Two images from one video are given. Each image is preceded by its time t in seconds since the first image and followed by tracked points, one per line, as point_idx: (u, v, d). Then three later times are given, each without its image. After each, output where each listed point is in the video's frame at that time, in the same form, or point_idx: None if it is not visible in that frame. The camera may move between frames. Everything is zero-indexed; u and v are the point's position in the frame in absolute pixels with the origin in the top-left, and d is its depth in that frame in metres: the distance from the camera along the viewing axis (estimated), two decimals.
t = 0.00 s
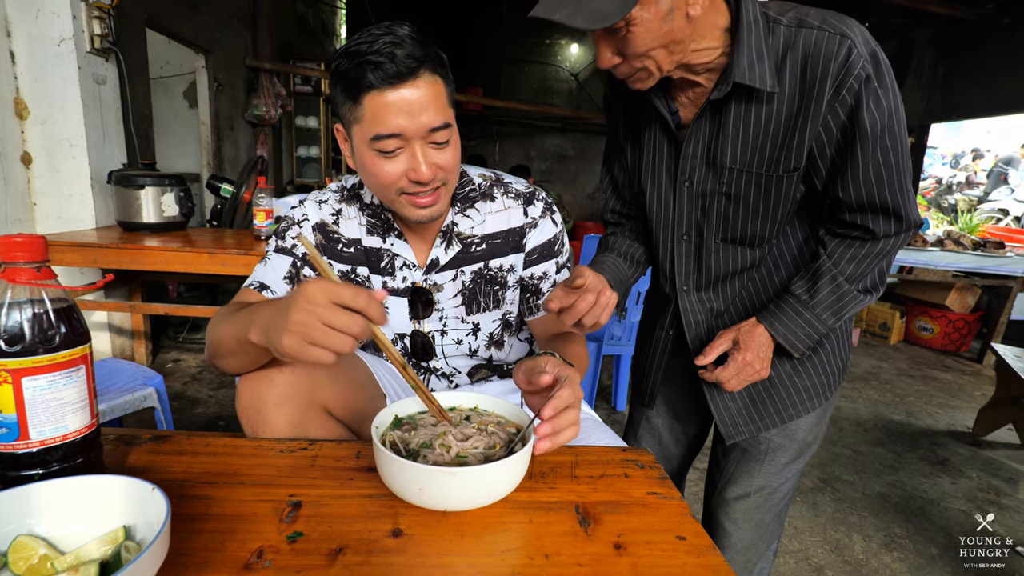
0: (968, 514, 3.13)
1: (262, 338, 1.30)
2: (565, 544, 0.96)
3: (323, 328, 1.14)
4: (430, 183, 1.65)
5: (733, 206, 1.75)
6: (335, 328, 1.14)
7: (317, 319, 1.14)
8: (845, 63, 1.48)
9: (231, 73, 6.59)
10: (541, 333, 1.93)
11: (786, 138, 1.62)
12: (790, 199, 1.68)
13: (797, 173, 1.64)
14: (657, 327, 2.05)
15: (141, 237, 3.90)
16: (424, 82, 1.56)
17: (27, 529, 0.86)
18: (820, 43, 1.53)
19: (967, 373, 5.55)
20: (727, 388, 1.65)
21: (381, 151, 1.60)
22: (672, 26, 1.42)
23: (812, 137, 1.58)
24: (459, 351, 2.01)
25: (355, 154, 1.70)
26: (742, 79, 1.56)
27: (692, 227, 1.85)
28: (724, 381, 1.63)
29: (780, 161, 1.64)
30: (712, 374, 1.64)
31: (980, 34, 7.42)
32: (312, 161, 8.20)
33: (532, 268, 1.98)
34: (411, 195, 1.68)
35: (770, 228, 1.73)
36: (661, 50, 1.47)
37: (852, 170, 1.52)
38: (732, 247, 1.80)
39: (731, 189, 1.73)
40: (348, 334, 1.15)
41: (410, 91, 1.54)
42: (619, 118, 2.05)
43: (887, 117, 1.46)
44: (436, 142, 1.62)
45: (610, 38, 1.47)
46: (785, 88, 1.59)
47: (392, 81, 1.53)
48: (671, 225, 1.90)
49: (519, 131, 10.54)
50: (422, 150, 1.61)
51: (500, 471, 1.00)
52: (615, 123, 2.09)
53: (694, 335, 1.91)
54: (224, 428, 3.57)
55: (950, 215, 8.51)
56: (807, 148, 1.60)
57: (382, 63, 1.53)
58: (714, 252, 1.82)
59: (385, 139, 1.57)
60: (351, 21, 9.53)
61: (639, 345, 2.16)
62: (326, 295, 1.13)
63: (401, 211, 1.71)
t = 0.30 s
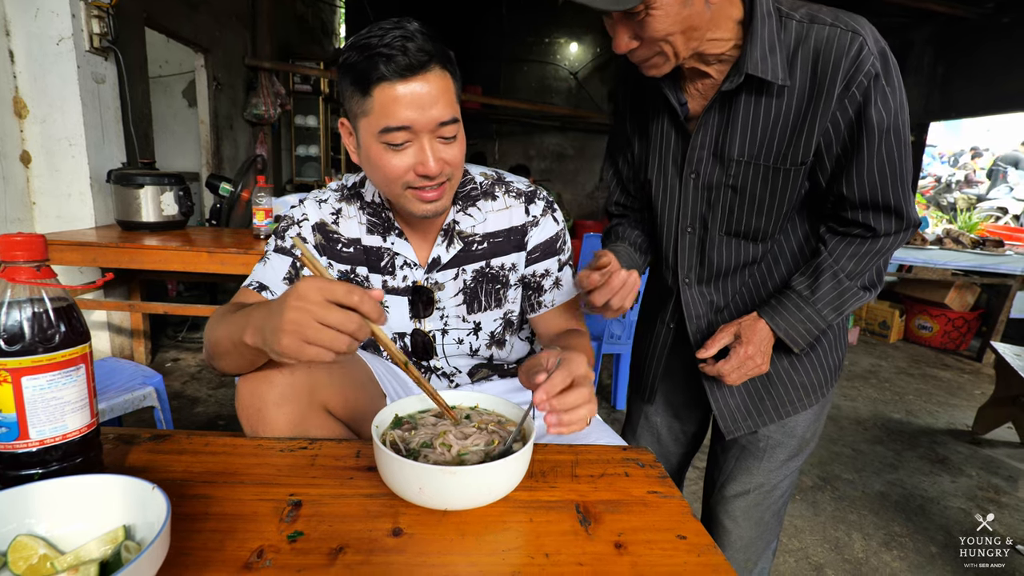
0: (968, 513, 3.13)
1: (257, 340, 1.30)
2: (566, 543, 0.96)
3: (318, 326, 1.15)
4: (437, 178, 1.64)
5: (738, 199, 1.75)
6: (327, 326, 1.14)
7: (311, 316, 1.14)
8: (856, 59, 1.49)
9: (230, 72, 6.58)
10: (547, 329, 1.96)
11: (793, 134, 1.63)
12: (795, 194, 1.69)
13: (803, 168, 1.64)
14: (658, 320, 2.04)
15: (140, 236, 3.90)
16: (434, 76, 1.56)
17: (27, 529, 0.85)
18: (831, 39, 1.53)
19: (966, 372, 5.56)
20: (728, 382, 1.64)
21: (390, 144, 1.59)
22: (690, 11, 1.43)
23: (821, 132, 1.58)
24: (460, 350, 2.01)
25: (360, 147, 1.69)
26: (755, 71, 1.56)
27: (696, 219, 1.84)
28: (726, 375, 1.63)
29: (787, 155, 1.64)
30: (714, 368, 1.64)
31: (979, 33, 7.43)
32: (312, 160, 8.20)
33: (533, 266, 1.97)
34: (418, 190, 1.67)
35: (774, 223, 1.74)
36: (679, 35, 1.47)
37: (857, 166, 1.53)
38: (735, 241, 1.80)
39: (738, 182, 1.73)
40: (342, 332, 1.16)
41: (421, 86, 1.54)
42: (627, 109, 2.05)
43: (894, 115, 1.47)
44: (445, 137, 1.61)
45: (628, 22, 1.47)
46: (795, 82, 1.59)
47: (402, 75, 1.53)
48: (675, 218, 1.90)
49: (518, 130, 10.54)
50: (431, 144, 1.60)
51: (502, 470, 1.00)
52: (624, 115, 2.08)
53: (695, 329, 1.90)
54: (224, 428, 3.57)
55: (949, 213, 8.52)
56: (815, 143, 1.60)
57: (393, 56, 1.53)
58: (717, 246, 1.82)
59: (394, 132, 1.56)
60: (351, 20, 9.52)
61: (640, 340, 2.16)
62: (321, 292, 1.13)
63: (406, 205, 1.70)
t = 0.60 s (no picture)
0: (968, 513, 3.14)
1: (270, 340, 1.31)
2: (565, 543, 0.97)
3: (339, 333, 1.16)
4: (437, 172, 1.65)
5: (742, 198, 1.75)
6: (350, 335, 1.16)
7: (336, 321, 1.15)
8: (861, 63, 1.50)
9: (231, 73, 6.59)
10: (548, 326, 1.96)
11: (798, 135, 1.63)
12: (797, 195, 1.69)
13: (808, 168, 1.65)
14: (659, 317, 2.04)
15: (140, 237, 3.90)
16: (434, 71, 1.57)
17: (28, 528, 0.86)
18: (838, 43, 1.54)
19: (966, 373, 5.56)
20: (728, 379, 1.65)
21: (390, 138, 1.60)
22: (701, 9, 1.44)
23: (825, 134, 1.59)
24: (460, 348, 2.01)
25: (360, 143, 1.69)
26: (762, 72, 1.57)
27: (700, 217, 1.84)
28: (726, 372, 1.63)
29: (792, 154, 1.65)
30: (715, 364, 1.64)
31: (977, 34, 7.46)
32: (312, 161, 8.21)
33: (533, 262, 1.97)
34: (418, 184, 1.66)
35: (777, 223, 1.74)
36: (692, 32, 1.48)
37: (859, 169, 1.54)
38: (738, 240, 1.80)
39: (743, 180, 1.73)
40: (363, 342, 1.17)
41: (420, 79, 1.54)
42: (634, 108, 2.05)
43: (896, 119, 1.49)
44: (445, 131, 1.62)
45: (641, 20, 1.48)
46: (801, 83, 1.59)
47: (401, 68, 1.54)
48: (679, 215, 1.89)
49: (518, 131, 10.55)
50: (430, 138, 1.61)
51: (501, 470, 1.01)
52: (630, 113, 2.08)
53: (696, 326, 1.90)
54: (224, 428, 3.57)
55: (948, 214, 8.54)
56: (819, 144, 1.61)
57: (393, 49, 1.54)
58: (720, 244, 1.82)
59: (394, 125, 1.57)
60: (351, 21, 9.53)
61: (640, 338, 2.15)
62: (347, 301, 1.15)
63: (406, 201, 1.70)
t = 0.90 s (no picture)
0: (968, 516, 3.14)
1: (263, 340, 1.31)
2: (566, 547, 0.97)
3: (327, 328, 1.16)
4: (439, 178, 1.65)
5: (744, 199, 1.75)
6: (337, 331, 1.16)
7: (324, 317, 1.16)
8: (863, 67, 1.51)
9: (231, 75, 6.60)
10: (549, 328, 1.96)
11: (799, 137, 1.64)
12: (799, 197, 1.69)
13: (809, 170, 1.65)
14: (661, 317, 2.05)
15: (141, 239, 3.90)
16: (435, 77, 1.58)
17: (30, 531, 0.86)
18: (840, 47, 1.55)
19: (966, 375, 5.55)
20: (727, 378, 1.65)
21: (391, 144, 1.60)
22: (707, 11, 1.45)
23: (827, 136, 1.59)
24: (460, 351, 2.01)
25: (362, 149, 1.69)
26: (764, 74, 1.57)
27: (702, 217, 1.85)
28: (724, 370, 1.63)
29: (794, 156, 1.65)
30: (712, 363, 1.65)
31: (976, 36, 7.48)
32: (312, 163, 8.24)
33: (532, 265, 1.97)
34: (420, 189, 1.66)
35: (778, 224, 1.74)
36: (696, 34, 1.49)
37: (859, 172, 1.55)
38: (739, 240, 1.80)
39: (744, 181, 1.73)
40: (351, 339, 1.17)
41: (422, 86, 1.55)
42: (639, 108, 2.06)
43: (897, 123, 1.49)
44: (446, 137, 1.62)
45: (647, 21, 1.49)
46: (803, 86, 1.60)
47: (402, 75, 1.54)
48: (682, 215, 1.90)
49: (518, 133, 10.56)
50: (432, 145, 1.61)
51: (502, 474, 1.01)
52: (635, 113, 2.09)
53: (697, 326, 1.90)
54: (224, 430, 3.57)
55: (947, 216, 8.55)
56: (821, 146, 1.61)
57: (395, 57, 1.55)
58: (721, 244, 1.82)
59: (396, 131, 1.57)
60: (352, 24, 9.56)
61: (643, 338, 2.16)
62: (333, 296, 1.16)
63: (408, 207, 1.70)
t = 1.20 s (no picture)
0: (971, 519, 3.14)
1: (269, 345, 1.32)
2: (570, 548, 0.96)
3: (337, 335, 1.16)
4: (443, 184, 1.66)
5: (747, 202, 1.75)
6: (347, 337, 1.16)
7: (332, 324, 1.16)
8: (867, 71, 1.51)
9: (235, 77, 6.64)
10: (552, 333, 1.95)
11: (803, 140, 1.64)
12: (802, 200, 1.69)
13: (813, 173, 1.65)
14: (664, 319, 2.04)
15: (145, 240, 3.92)
16: (440, 84, 1.57)
17: (36, 532, 0.86)
18: (844, 50, 1.55)
19: (969, 379, 5.54)
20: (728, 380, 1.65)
21: (395, 150, 1.60)
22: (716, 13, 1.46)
23: (831, 139, 1.59)
24: (463, 354, 2.01)
25: (366, 154, 1.70)
26: (767, 76, 1.58)
27: (705, 219, 1.85)
28: (725, 372, 1.63)
29: (797, 158, 1.65)
30: (714, 365, 1.65)
31: (980, 38, 7.62)
32: (315, 165, 8.27)
33: (536, 269, 1.98)
34: (422, 196, 1.68)
35: (781, 227, 1.74)
36: (704, 36, 1.50)
37: (863, 175, 1.55)
38: (742, 243, 1.80)
39: (747, 183, 1.73)
40: (361, 344, 1.17)
41: (427, 93, 1.55)
42: (643, 110, 2.07)
43: (901, 127, 1.49)
44: (450, 143, 1.63)
45: (658, 20, 1.50)
46: (807, 88, 1.60)
47: (406, 82, 1.54)
48: (684, 217, 1.90)
49: (520, 135, 10.58)
50: (436, 151, 1.62)
51: (505, 475, 1.01)
52: (638, 115, 2.10)
53: (699, 328, 1.90)
54: (226, 431, 3.58)
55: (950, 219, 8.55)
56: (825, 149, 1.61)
57: (399, 64, 1.54)
58: (724, 246, 1.82)
59: (400, 138, 1.57)
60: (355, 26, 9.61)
61: (645, 340, 2.16)
62: (340, 301, 1.17)
63: (411, 212, 1.72)
